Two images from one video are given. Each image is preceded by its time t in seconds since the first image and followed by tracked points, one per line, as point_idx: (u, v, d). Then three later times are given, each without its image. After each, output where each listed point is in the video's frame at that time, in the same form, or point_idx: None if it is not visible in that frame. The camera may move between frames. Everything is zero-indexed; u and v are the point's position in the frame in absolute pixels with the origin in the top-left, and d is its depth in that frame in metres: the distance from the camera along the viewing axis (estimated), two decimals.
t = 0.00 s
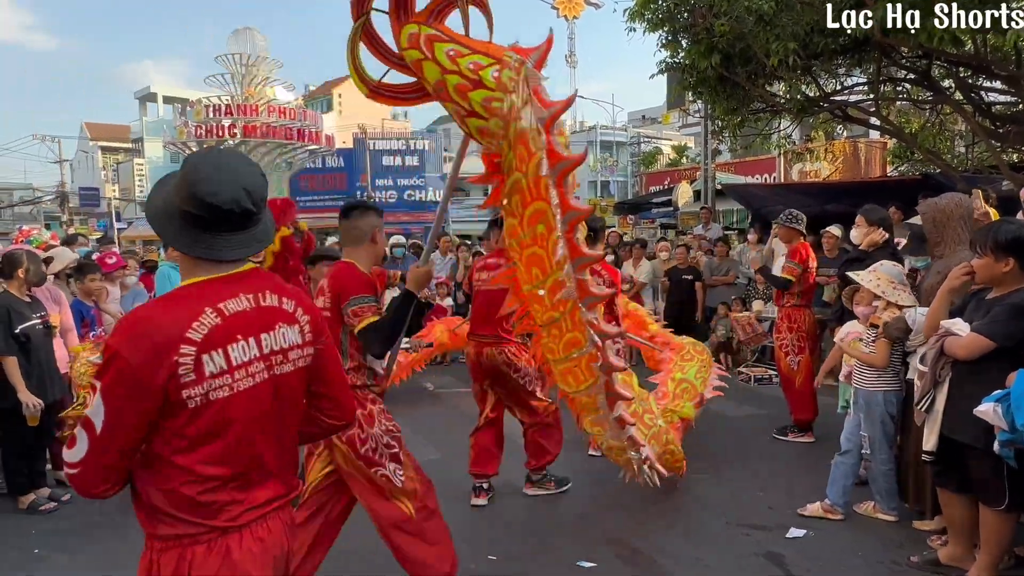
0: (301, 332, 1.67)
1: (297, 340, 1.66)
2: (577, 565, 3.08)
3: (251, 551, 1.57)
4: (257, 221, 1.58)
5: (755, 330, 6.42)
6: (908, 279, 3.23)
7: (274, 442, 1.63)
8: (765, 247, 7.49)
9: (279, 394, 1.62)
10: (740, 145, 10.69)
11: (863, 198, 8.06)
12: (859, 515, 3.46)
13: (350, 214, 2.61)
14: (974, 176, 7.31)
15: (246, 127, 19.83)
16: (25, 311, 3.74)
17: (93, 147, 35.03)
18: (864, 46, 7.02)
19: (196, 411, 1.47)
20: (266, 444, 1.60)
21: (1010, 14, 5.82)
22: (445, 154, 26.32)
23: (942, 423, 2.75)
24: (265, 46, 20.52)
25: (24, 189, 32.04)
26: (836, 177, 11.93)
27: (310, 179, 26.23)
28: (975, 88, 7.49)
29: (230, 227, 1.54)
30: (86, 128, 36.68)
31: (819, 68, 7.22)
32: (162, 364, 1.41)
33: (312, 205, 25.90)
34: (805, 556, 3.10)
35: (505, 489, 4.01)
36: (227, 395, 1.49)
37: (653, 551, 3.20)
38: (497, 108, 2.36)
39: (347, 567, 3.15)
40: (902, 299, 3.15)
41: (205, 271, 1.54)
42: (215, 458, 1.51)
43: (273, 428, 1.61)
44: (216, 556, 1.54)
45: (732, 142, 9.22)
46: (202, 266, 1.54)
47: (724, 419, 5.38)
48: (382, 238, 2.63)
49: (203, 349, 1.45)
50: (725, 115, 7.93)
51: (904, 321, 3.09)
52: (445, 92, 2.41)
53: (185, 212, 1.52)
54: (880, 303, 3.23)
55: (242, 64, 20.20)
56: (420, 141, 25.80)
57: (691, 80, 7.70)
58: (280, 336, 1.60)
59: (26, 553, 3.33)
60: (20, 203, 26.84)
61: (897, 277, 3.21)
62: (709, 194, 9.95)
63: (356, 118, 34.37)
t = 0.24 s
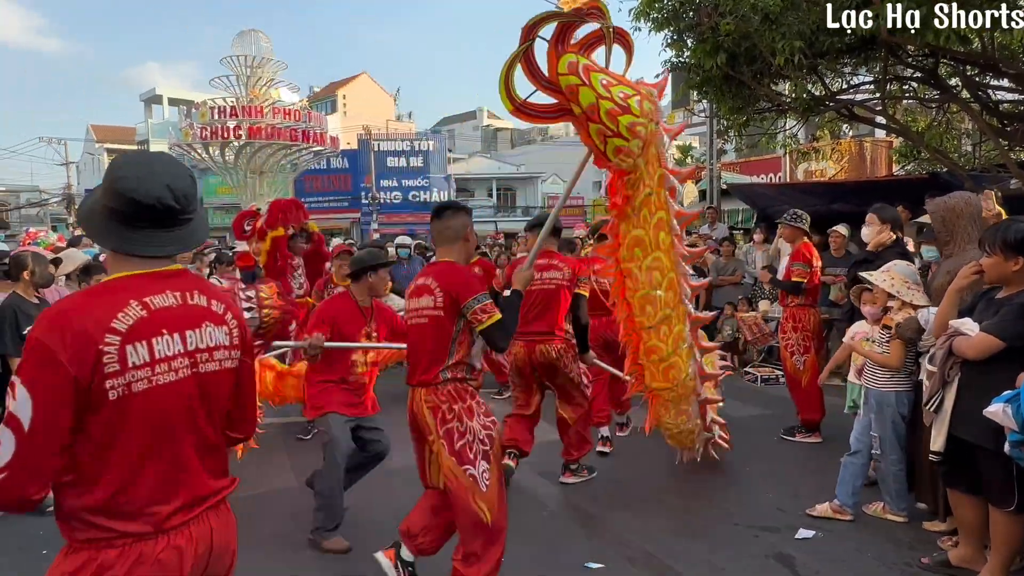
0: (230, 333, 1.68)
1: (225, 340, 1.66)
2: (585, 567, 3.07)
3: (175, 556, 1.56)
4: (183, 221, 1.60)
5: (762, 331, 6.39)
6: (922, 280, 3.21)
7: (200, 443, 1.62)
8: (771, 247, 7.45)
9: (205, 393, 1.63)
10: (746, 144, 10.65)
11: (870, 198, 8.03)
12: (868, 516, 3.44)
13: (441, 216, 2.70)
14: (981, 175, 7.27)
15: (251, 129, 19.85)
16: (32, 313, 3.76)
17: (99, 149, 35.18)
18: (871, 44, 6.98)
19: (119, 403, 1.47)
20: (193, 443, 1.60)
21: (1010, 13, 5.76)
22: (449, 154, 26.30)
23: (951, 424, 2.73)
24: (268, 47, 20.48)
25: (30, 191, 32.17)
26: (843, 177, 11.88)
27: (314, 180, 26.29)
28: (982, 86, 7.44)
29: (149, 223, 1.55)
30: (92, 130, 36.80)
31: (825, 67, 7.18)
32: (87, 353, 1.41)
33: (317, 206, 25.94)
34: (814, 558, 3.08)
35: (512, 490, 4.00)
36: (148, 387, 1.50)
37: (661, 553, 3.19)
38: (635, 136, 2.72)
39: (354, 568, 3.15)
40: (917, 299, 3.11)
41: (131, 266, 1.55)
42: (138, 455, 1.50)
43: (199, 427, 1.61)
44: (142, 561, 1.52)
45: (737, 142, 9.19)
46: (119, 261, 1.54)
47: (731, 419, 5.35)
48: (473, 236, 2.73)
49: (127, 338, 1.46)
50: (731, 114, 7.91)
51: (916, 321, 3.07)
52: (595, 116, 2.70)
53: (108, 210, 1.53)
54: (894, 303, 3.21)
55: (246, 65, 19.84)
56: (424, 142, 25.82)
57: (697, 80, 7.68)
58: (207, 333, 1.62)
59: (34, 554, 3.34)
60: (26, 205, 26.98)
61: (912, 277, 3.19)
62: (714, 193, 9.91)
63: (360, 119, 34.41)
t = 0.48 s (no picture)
0: (160, 336, 1.67)
1: (151, 343, 1.65)
2: (592, 569, 3.07)
3: (88, 557, 1.60)
4: (118, 226, 1.64)
5: (767, 331, 6.38)
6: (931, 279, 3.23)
7: (124, 446, 1.63)
8: (776, 247, 7.43)
9: (129, 397, 1.62)
10: (750, 145, 10.63)
11: (875, 198, 8.00)
12: (875, 517, 3.43)
13: (535, 224, 3.05)
14: (987, 175, 7.24)
15: (255, 130, 19.90)
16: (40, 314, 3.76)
17: (104, 152, 35.28)
18: (876, 44, 6.96)
19: (25, 403, 1.50)
20: (115, 445, 1.61)
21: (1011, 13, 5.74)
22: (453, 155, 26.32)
23: (957, 425, 2.72)
24: (273, 50, 20.65)
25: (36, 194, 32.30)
26: (848, 177, 11.87)
27: (319, 181, 26.38)
28: (988, 86, 7.42)
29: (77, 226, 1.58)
30: (98, 133, 36.93)
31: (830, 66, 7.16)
32: None
33: (322, 208, 25.98)
34: (820, 559, 3.07)
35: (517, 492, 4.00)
36: (54, 387, 1.52)
37: (666, 553, 3.18)
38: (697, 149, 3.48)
39: (360, 569, 3.15)
40: (928, 298, 3.11)
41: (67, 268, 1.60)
42: (48, 456, 1.53)
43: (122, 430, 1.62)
44: (56, 559, 1.58)
45: (742, 142, 9.18)
46: (49, 262, 1.58)
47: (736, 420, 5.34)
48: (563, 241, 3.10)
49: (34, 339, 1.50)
50: (736, 114, 7.90)
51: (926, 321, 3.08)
52: (667, 124, 3.42)
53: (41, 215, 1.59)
54: (906, 302, 3.21)
55: (251, 69, 20.14)
56: (428, 143, 25.82)
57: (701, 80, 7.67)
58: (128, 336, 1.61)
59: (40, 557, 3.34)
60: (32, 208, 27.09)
61: (921, 276, 3.20)
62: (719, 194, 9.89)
63: (364, 120, 34.44)
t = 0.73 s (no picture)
0: (102, 335, 1.64)
1: (92, 343, 1.63)
2: (594, 572, 3.07)
3: (21, 553, 1.62)
4: (65, 230, 1.69)
5: (771, 333, 6.37)
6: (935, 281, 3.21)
7: (66, 445, 1.64)
8: (779, 249, 7.42)
9: (70, 397, 1.63)
10: (752, 146, 10.61)
11: (878, 199, 7.99)
12: (878, 520, 3.42)
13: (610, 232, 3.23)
14: (990, 176, 7.21)
15: (258, 132, 19.92)
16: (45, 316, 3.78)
17: (107, 153, 35.36)
18: (879, 45, 6.95)
19: None
20: (56, 442, 1.63)
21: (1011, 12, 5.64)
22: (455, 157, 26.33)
23: (959, 427, 2.72)
24: (276, 51, 20.72)
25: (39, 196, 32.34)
26: (851, 178, 11.84)
27: (321, 183, 26.42)
28: (990, 87, 7.40)
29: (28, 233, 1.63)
30: (100, 135, 36.99)
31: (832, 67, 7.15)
32: None
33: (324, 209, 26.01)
34: (823, 562, 3.07)
35: (520, 494, 4.00)
36: None
37: (668, 556, 3.19)
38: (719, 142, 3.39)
39: (362, 572, 3.16)
40: (933, 300, 3.10)
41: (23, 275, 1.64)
42: None
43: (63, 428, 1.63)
44: None
45: (745, 144, 9.17)
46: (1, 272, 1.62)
47: (739, 422, 5.33)
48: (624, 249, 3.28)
49: None
50: (738, 115, 7.89)
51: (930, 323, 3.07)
52: (692, 116, 3.33)
53: None
54: (913, 305, 3.21)
55: (253, 70, 20.21)
56: (430, 145, 25.82)
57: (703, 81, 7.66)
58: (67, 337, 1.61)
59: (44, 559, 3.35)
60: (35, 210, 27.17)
61: (926, 278, 3.18)
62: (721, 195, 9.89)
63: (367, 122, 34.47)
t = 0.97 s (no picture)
0: (71, 340, 1.65)
1: (60, 347, 1.64)
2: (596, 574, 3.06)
3: None
4: (76, 238, 1.75)
5: (772, 335, 6.36)
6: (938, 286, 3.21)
7: (38, 444, 1.69)
8: (780, 251, 7.41)
9: (40, 399, 1.66)
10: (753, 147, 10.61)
11: (879, 201, 7.98)
12: (880, 523, 3.42)
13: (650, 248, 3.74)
14: (992, 177, 7.20)
15: (259, 134, 19.91)
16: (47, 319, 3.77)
17: (108, 155, 35.40)
18: (879, 47, 6.95)
19: None
20: (21, 435, 1.68)
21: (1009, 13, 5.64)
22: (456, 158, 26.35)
23: (961, 430, 2.71)
24: (277, 54, 20.78)
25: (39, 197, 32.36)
26: (852, 180, 11.83)
27: (322, 184, 26.45)
28: (992, 88, 7.40)
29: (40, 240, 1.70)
30: (101, 137, 37.03)
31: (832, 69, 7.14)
32: None
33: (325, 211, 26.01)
34: (825, 565, 3.07)
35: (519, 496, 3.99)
36: None
37: (670, 559, 3.18)
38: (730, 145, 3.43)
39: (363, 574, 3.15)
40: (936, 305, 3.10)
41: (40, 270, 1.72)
42: None
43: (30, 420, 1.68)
44: None
45: (746, 145, 9.17)
46: (18, 274, 1.71)
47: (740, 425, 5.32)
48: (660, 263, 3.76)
49: None
50: (739, 117, 7.89)
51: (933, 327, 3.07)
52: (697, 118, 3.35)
53: None
54: (916, 309, 3.19)
55: (253, 72, 20.26)
56: (431, 146, 25.83)
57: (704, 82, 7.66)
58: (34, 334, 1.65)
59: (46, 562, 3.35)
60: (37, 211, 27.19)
61: (932, 282, 3.18)
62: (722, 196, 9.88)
63: (368, 123, 34.48)
